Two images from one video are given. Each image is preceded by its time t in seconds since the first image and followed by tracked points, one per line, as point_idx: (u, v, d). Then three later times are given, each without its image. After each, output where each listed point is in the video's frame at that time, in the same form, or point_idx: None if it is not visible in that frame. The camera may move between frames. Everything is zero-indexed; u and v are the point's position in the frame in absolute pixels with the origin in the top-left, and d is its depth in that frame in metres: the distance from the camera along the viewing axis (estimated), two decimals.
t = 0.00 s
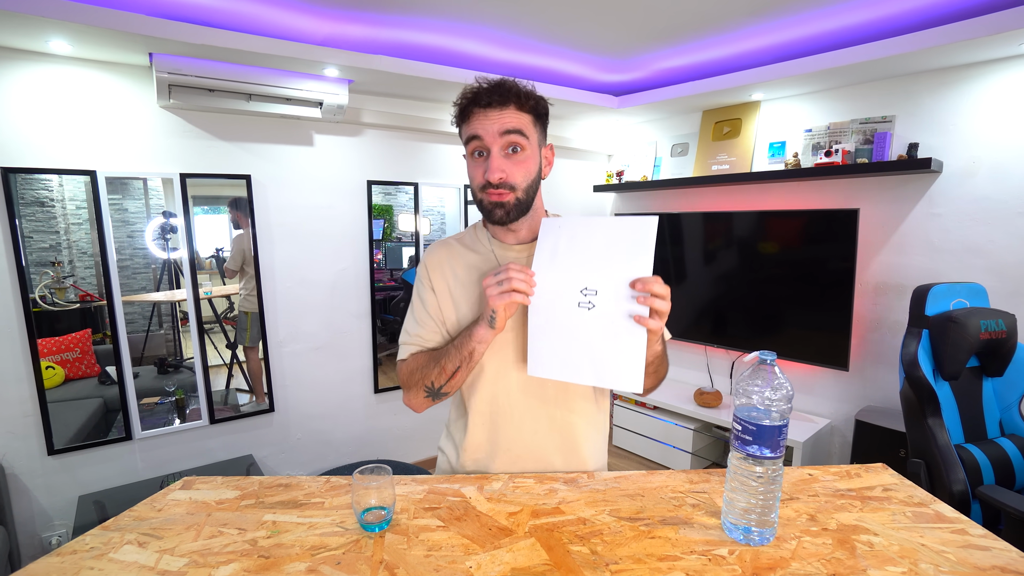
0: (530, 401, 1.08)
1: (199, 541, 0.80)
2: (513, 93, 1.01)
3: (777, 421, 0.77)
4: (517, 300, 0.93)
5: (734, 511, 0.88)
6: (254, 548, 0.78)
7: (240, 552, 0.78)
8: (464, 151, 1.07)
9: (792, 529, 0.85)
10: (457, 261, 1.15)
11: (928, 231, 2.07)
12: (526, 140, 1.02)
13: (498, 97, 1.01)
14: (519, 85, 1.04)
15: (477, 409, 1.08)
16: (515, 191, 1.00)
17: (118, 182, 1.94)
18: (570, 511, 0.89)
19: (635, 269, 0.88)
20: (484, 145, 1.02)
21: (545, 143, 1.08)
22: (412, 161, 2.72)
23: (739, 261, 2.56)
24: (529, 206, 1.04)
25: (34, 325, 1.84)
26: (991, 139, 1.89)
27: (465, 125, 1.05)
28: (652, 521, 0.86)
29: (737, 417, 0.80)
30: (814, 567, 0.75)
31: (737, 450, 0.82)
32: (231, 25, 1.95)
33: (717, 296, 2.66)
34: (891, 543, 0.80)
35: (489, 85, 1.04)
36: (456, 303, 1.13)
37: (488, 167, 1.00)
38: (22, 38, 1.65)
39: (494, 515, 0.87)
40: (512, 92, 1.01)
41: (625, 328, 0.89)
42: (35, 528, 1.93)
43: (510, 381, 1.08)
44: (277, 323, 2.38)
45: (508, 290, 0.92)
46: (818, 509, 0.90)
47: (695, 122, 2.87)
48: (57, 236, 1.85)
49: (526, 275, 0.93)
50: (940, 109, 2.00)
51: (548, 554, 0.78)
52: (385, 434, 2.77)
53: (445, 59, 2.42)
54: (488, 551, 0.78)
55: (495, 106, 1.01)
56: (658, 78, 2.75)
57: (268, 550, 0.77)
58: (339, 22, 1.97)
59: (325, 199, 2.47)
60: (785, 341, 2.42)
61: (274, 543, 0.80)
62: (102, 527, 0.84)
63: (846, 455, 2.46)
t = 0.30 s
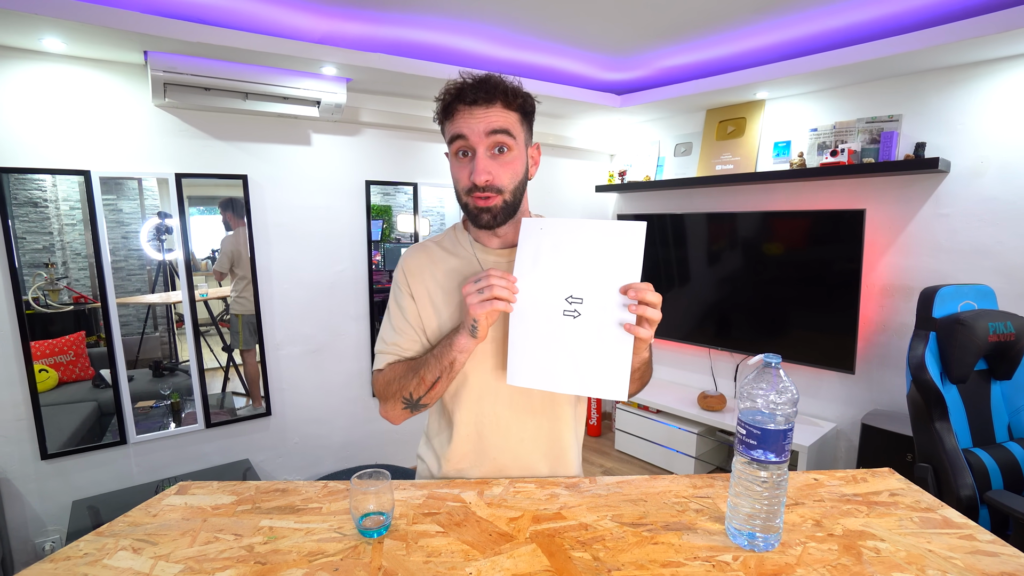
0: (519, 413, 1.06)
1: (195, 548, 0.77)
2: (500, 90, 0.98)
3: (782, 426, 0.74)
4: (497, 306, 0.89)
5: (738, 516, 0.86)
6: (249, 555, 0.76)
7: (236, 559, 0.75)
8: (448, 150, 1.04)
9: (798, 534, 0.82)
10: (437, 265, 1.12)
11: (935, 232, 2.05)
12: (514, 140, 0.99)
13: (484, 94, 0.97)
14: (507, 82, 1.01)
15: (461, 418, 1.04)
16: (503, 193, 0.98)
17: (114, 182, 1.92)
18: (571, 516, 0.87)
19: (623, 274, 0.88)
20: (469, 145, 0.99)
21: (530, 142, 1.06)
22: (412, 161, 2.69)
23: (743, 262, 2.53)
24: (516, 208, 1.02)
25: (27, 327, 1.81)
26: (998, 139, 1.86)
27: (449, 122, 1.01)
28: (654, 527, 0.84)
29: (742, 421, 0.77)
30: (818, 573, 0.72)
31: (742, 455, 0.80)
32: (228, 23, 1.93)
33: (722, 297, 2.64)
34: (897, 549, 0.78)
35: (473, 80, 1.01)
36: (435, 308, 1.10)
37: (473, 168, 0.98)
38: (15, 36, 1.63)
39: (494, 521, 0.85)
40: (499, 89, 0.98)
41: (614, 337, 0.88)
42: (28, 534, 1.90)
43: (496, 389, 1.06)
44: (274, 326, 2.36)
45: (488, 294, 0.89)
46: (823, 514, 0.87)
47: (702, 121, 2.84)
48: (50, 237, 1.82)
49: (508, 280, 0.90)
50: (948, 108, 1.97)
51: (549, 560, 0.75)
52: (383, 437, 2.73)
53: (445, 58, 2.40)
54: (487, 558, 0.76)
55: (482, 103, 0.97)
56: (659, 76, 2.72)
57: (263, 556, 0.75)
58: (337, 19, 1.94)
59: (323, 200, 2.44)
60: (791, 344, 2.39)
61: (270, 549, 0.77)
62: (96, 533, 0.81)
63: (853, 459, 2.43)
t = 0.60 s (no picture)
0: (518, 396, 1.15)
1: (219, 515, 0.71)
2: (557, 136, 1.06)
3: (756, 402, 0.69)
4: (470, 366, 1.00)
5: (714, 486, 0.78)
6: (269, 522, 0.70)
7: (257, 525, 0.69)
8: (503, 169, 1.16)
9: (768, 503, 0.75)
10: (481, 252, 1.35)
11: (895, 227, 2.26)
12: (557, 185, 1.10)
13: (543, 139, 1.06)
14: (570, 128, 1.07)
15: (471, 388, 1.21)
16: (537, 223, 1.13)
17: (144, 181, 2.11)
18: (563, 487, 0.80)
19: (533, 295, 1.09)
20: (517, 179, 1.10)
21: (578, 176, 1.15)
22: (416, 161, 2.90)
23: (719, 255, 2.79)
24: (548, 234, 1.17)
25: (65, 314, 2.02)
26: (955, 142, 2.07)
27: (509, 147, 1.11)
28: (640, 496, 0.77)
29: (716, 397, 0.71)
30: (789, 539, 0.67)
31: (717, 432, 0.73)
32: (248, 35, 2.09)
33: (699, 287, 2.91)
34: (860, 516, 0.71)
35: (537, 115, 1.08)
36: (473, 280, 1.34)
37: (517, 198, 1.11)
38: (53, 48, 1.77)
39: (492, 491, 0.78)
40: (558, 137, 1.06)
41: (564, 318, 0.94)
42: (66, 501, 2.13)
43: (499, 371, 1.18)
44: (291, 312, 2.60)
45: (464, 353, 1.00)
46: (792, 484, 0.80)
47: (680, 126, 3.05)
48: (86, 232, 2.02)
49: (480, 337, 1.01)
50: (905, 114, 2.19)
51: (542, 526, 0.69)
52: (389, 415, 3.02)
53: (447, 67, 2.56)
54: (487, 524, 0.70)
55: (537, 147, 1.07)
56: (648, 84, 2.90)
57: (282, 522, 0.69)
58: (349, 33, 2.11)
59: (335, 198, 2.66)
60: (762, 329, 2.66)
61: (288, 517, 0.72)
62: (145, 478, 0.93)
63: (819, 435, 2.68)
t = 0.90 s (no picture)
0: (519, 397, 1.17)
1: (219, 515, 0.71)
2: (539, 137, 1.05)
3: (756, 402, 0.69)
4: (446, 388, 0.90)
5: (714, 486, 0.78)
6: (269, 522, 0.70)
7: (256, 525, 0.69)
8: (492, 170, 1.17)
9: (768, 503, 0.75)
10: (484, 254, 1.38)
11: (895, 227, 2.27)
12: (542, 185, 1.09)
13: (523, 140, 1.06)
14: (551, 127, 1.06)
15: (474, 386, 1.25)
16: (524, 223, 1.14)
17: (144, 181, 2.12)
18: (563, 487, 0.80)
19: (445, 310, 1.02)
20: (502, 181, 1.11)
21: (567, 176, 1.14)
22: (416, 161, 2.90)
23: (719, 255, 2.79)
24: (537, 234, 1.17)
25: (65, 314, 2.02)
26: (954, 142, 2.07)
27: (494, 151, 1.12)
28: (640, 496, 0.77)
29: (716, 397, 0.71)
30: (789, 539, 0.67)
31: (718, 432, 0.73)
32: (247, 35, 2.09)
33: (699, 287, 2.91)
34: (860, 516, 0.71)
35: (521, 115, 1.08)
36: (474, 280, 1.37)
37: (502, 200, 1.12)
38: (54, 48, 1.77)
39: (492, 490, 0.78)
40: (538, 137, 1.05)
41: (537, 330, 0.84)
42: (66, 502, 2.13)
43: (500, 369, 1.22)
44: (291, 312, 2.60)
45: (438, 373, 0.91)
46: (792, 484, 0.80)
47: (680, 126, 3.06)
48: (86, 232, 2.03)
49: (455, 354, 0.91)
50: (905, 114, 2.19)
51: (542, 526, 0.69)
52: (389, 415, 3.02)
53: (448, 67, 2.56)
54: (487, 524, 0.70)
55: (518, 149, 1.07)
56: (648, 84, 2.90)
57: (282, 522, 0.69)
58: (350, 33, 2.11)
59: (335, 198, 2.66)
60: (762, 329, 2.66)
61: (288, 516, 0.72)
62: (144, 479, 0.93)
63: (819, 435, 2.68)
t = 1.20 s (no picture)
0: (504, 392, 1.15)
1: (219, 515, 0.71)
2: (503, 127, 1.06)
3: (756, 402, 0.69)
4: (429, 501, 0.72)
5: (714, 486, 0.78)
6: (269, 522, 0.70)
7: (256, 525, 0.69)
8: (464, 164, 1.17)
9: (768, 503, 0.75)
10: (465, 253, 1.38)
11: (895, 227, 2.27)
12: (511, 172, 1.09)
13: (487, 130, 1.06)
14: (513, 116, 1.07)
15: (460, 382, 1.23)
16: (498, 212, 1.13)
17: (144, 181, 2.12)
18: (563, 487, 0.80)
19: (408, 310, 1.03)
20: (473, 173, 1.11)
21: (535, 164, 1.14)
22: (416, 161, 2.90)
23: (719, 254, 2.79)
24: (512, 223, 1.16)
25: (65, 314, 2.02)
26: (954, 142, 2.07)
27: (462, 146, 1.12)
28: (640, 496, 0.77)
29: (716, 398, 0.71)
30: (789, 539, 0.66)
31: (718, 432, 0.73)
32: (247, 35, 2.09)
33: (699, 287, 2.91)
34: (860, 516, 0.71)
35: (485, 109, 1.09)
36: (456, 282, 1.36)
37: (473, 192, 1.12)
38: (54, 48, 1.77)
39: (492, 490, 0.78)
40: (501, 126, 1.06)
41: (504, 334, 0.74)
42: (66, 502, 2.13)
43: (479, 363, 1.19)
44: (291, 312, 2.60)
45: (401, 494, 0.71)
46: (793, 484, 0.80)
47: (680, 126, 3.06)
48: (86, 232, 2.03)
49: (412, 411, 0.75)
50: (905, 114, 2.19)
51: (542, 526, 0.69)
52: (388, 416, 3.02)
53: (447, 67, 2.56)
54: (487, 524, 0.70)
55: (484, 139, 1.07)
56: (648, 84, 2.90)
57: (282, 522, 0.69)
58: (350, 33, 2.11)
59: (336, 198, 2.66)
60: (762, 329, 2.66)
61: (288, 516, 0.72)
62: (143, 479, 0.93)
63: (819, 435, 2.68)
